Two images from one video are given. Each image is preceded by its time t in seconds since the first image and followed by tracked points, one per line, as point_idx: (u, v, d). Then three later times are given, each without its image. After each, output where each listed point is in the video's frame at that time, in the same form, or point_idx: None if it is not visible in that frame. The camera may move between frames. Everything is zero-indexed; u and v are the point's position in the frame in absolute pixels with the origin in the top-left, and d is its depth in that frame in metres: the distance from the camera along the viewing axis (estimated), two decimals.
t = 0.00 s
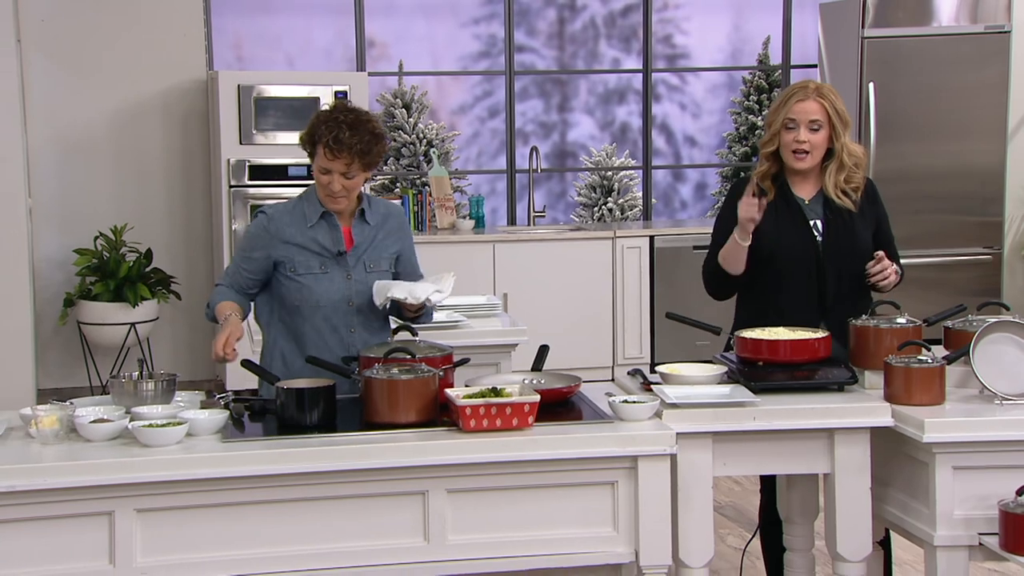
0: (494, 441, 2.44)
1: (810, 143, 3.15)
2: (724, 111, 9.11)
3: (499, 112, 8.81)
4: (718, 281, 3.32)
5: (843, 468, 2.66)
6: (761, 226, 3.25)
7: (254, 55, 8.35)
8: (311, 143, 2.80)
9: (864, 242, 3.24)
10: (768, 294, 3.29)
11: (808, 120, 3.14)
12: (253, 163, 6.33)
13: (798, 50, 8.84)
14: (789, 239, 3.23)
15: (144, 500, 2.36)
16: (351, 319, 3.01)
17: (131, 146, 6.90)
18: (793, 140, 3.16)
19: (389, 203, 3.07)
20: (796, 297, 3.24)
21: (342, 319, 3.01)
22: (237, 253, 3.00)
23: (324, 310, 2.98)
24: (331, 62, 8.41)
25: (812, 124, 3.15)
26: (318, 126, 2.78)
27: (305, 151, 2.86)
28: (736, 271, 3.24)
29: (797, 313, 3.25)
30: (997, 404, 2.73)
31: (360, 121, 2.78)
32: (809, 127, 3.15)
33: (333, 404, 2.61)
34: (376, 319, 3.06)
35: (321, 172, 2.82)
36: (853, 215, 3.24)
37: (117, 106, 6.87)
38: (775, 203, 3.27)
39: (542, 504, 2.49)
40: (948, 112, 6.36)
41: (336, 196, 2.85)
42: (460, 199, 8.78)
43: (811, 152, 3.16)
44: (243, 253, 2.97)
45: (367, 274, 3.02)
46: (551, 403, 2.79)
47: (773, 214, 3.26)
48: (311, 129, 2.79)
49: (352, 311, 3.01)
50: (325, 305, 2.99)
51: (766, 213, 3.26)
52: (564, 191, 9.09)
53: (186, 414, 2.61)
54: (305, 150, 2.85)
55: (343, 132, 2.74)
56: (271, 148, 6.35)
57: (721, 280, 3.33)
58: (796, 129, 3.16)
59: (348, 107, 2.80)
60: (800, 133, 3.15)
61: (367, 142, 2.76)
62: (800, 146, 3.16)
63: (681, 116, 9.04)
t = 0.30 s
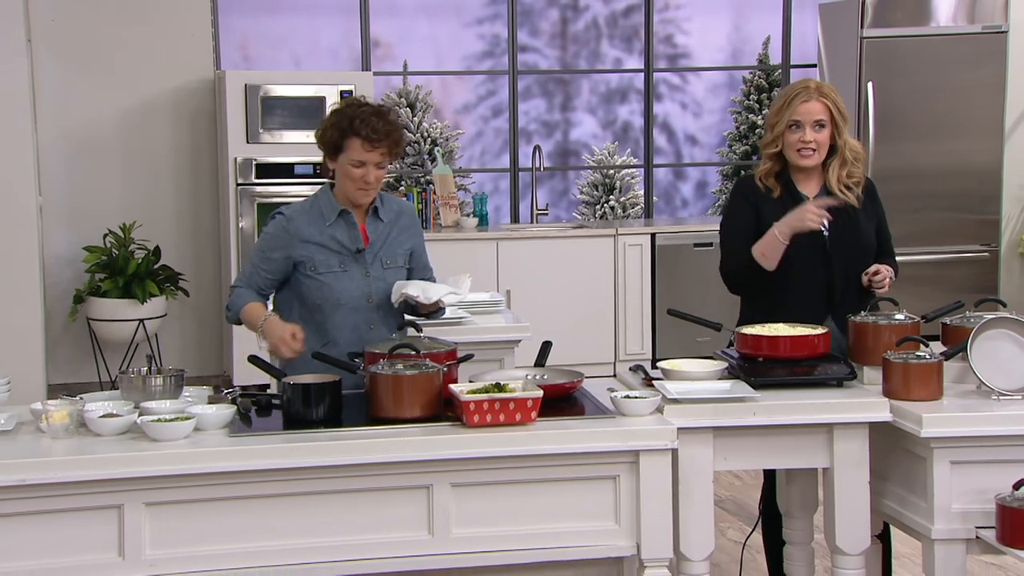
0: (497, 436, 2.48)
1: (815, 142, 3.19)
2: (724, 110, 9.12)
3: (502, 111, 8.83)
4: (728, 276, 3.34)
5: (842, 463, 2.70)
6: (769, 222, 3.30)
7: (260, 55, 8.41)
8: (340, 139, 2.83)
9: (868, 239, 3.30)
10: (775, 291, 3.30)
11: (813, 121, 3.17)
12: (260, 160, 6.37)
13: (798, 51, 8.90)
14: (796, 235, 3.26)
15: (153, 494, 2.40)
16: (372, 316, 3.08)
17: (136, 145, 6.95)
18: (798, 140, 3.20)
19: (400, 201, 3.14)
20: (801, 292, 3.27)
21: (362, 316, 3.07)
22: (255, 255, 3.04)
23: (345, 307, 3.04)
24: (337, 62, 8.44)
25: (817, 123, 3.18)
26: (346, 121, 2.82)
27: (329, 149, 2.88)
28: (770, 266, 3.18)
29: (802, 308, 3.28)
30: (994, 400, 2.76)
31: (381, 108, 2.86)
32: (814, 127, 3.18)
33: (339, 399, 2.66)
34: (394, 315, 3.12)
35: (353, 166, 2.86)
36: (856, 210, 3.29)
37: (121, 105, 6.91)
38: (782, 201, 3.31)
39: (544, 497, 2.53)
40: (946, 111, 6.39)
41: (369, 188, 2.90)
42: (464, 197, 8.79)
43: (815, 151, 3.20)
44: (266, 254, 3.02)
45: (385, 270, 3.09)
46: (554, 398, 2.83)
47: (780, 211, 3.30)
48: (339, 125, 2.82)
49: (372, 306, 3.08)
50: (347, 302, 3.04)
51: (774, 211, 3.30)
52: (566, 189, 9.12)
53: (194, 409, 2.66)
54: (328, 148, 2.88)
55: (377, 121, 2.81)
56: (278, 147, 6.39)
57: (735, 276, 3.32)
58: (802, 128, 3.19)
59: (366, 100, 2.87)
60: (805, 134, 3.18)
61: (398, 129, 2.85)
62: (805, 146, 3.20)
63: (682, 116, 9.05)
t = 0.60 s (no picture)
0: (500, 431, 2.53)
1: (815, 141, 3.23)
2: (723, 110, 9.21)
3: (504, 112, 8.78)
4: (729, 273, 3.39)
5: (840, 457, 2.75)
6: (768, 220, 3.35)
7: (267, 56, 8.43)
8: (396, 137, 2.95)
9: (869, 236, 3.34)
10: (774, 288, 3.35)
11: (813, 119, 3.21)
12: (267, 160, 6.44)
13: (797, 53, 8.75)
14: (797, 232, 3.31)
15: (162, 487, 2.45)
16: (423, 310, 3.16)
17: (140, 144, 7.00)
18: (798, 139, 3.24)
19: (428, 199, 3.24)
20: (801, 289, 3.31)
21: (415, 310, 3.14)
22: (316, 258, 3.01)
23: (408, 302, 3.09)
24: (342, 63, 8.49)
25: (816, 122, 3.22)
26: (401, 120, 2.95)
27: (383, 149, 2.97)
28: (778, 268, 3.27)
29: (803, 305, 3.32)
30: (988, 395, 2.81)
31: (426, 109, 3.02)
32: (814, 126, 3.23)
33: (344, 395, 2.71)
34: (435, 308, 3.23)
35: (410, 163, 2.97)
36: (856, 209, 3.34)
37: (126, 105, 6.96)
38: (784, 199, 3.36)
39: (545, 492, 2.58)
40: (943, 112, 6.44)
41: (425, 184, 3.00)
42: (466, 196, 8.84)
43: (815, 149, 3.25)
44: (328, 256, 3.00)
45: (431, 265, 3.18)
46: (556, 394, 2.89)
47: (780, 209, 3.35)
48: (397, 123, 2.95)
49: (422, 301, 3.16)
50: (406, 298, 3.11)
51: (776, 209, 3.35)
52: (568, 188, 9.19)
53: (201, 404, 2.71)
54: (382, 147, 2.98)
55: (433, 117, 2.98)
56: (284, 147, 6.46)
57: (736, 275, 3.39)
58: (801, 127, 3.23)
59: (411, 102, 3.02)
60: (805, 132, 3.23)
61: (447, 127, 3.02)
62: (806, 145, 3.24)
63: (682, 116, 9.15)
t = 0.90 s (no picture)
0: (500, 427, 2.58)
1: (807, 143, 3.28)
2: (721, 111, 9.25)
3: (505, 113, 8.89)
4: (729, 271, 3.43)
5: (836, 453, 2.80)
6: (768, 219, 3.39)
7: (271, 59, 8.54)
8: (449, 135, 3.04)
9: (866, 234, 3.38)
10: (774, 286, 3.40)
11: (804, 121, 3.26)
12: (270, 160, 6.49)
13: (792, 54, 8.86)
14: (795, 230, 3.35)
15: (169, 483, 2.50)
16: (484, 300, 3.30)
17: (143, 144, 7.04)
18: (791, 141, 3.29)
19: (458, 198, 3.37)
20: (799, 287, 3.36)
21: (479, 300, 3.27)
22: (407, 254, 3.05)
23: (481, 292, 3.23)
24: (345, 65, 8.51)
25: (807, 124, 3.27)
26: (454, 119, 3.04)
27: (437, 145, 3.07)
28: (778, 266, 3.32)
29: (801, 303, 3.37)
30: (982, 392, 2.86)
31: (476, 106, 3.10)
32: (806, 127, 3.28)
33: (347, 391, 2.76)
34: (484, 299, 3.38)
35: (463, 158, 3.07)
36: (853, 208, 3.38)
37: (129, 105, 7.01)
38: (781, 198, 3.41)
39: (545, 487, 2.63)
40: (938, 113, 6.49)
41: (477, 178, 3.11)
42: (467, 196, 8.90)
43: (809, 150, 3.30)
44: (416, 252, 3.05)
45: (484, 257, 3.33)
46: (556, 390, 2.94)
47: (779, 209, 3.39)
48: (451, 121, 3.03)
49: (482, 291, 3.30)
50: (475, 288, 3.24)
51: (774, 209, 3.39)
52: (567, 188, 9.25)
53: (207, 401, 2.76)
54: (437, 143, 3.07)
55: (485, 115, 3.06)
56: (287, 147, 6.51)
57: (735, 273, 3.43)
58: (793, 129, 3.29)
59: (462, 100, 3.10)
60: (797, 134, 3.28)
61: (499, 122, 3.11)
62: (798, 147, 3.29)
63: (680, 117, 9.26)
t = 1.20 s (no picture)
0: (497, 427, 2.59)
1: (805, 145, 3.29)
2: (718, 112, 9.27)
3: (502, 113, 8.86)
4: (726, 270, 3.43)
5: (832, 452, 2.81)
6: (767, 220, 3.40)
7: (270, 59, 8.52)
8: (478, 132, 3.07)
9: (863, 235, 3.40)
10: (771, 285, 3.41)
11: (802, 124, 3.28)
12: (268, 160, 6.49)
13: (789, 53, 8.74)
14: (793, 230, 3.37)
15: (167, 482, 2.51)
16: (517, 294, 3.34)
17: (141, 144, 7.04)
18: (789, 144, 3.31)
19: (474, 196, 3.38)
20: (798, 286, 3.37)
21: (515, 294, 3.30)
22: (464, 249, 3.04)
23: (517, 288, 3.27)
24: (344, 65, 8.54)
25: (805, 126, 3.28)
26: (481, 115, 3.07)
27: (467, 143, 3.10)
28: (772, 267, 3.33)
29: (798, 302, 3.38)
30: (977, 391, 2.87)
31: (499, 100, 3.14)
32: (804, 130, 3.29)
33: (345, 391, 2.76)
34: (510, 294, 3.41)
35: (492, 154, 3.10)
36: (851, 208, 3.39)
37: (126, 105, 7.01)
38: (779, 198, 3.42)
39: (542, 486, 2.64)
40: (935, 113, 6.50)
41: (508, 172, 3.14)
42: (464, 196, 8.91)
43: (808, 152, 3.31)
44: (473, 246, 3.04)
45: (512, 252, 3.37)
46: (553, 390, 2.95)
47: (777, 209, 3.41)
48: (477, 119, 3.06)
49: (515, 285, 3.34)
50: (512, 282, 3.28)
51: (771, 209, 3.41)
52: (564, 188, 9.28)
53: (205, 400, 2.77)
54: (466, 141, 3.11)
55: (510, 109, 3.09)
56: (284, 147, 6.52)
57: (733, 273, 3.43)
58: (792, 131, 3.30)
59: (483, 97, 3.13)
60: (795, 137, 3.29)
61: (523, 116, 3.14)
62: (797, 149, 3.30)
63: (677, 117, 9.30)
